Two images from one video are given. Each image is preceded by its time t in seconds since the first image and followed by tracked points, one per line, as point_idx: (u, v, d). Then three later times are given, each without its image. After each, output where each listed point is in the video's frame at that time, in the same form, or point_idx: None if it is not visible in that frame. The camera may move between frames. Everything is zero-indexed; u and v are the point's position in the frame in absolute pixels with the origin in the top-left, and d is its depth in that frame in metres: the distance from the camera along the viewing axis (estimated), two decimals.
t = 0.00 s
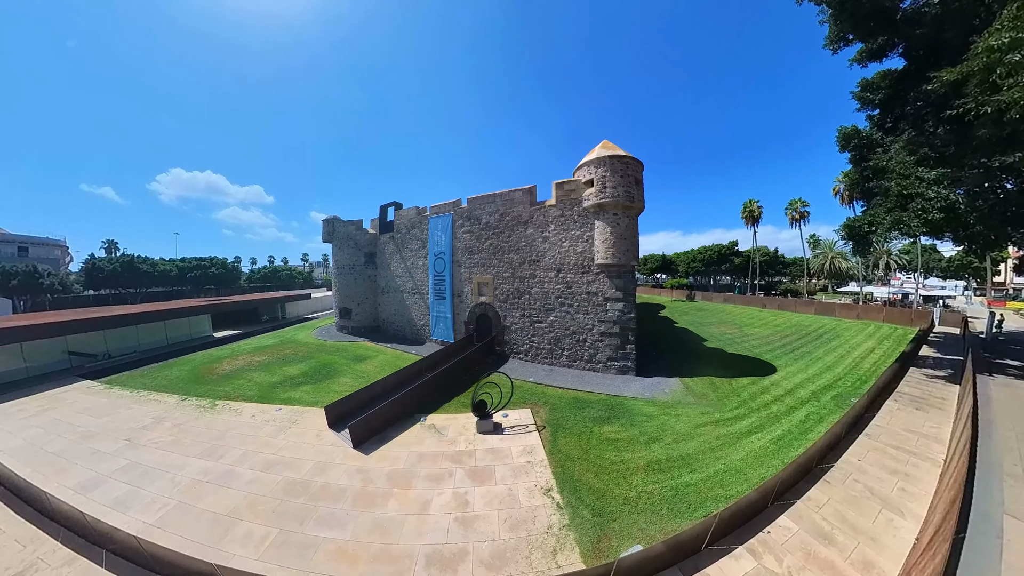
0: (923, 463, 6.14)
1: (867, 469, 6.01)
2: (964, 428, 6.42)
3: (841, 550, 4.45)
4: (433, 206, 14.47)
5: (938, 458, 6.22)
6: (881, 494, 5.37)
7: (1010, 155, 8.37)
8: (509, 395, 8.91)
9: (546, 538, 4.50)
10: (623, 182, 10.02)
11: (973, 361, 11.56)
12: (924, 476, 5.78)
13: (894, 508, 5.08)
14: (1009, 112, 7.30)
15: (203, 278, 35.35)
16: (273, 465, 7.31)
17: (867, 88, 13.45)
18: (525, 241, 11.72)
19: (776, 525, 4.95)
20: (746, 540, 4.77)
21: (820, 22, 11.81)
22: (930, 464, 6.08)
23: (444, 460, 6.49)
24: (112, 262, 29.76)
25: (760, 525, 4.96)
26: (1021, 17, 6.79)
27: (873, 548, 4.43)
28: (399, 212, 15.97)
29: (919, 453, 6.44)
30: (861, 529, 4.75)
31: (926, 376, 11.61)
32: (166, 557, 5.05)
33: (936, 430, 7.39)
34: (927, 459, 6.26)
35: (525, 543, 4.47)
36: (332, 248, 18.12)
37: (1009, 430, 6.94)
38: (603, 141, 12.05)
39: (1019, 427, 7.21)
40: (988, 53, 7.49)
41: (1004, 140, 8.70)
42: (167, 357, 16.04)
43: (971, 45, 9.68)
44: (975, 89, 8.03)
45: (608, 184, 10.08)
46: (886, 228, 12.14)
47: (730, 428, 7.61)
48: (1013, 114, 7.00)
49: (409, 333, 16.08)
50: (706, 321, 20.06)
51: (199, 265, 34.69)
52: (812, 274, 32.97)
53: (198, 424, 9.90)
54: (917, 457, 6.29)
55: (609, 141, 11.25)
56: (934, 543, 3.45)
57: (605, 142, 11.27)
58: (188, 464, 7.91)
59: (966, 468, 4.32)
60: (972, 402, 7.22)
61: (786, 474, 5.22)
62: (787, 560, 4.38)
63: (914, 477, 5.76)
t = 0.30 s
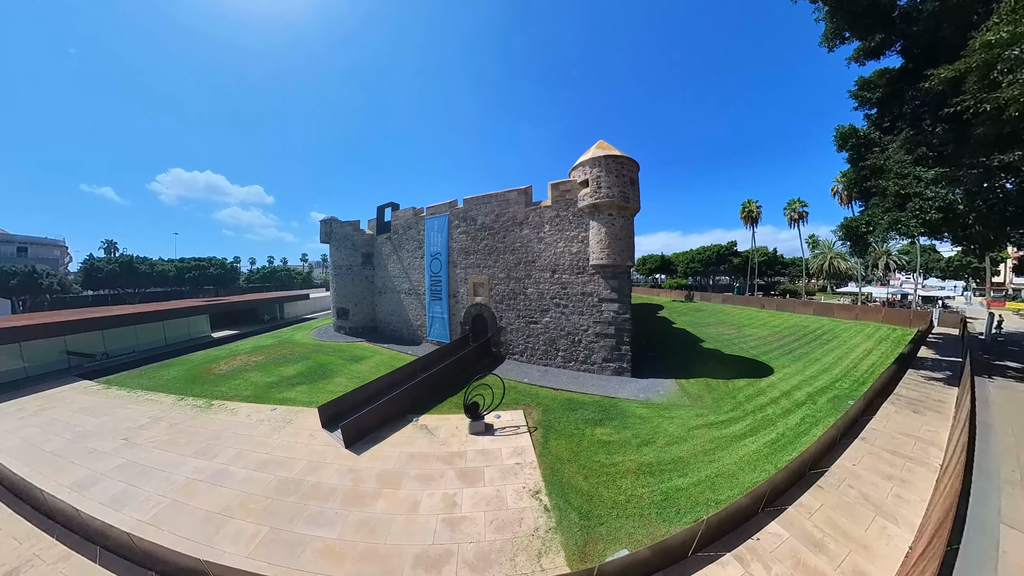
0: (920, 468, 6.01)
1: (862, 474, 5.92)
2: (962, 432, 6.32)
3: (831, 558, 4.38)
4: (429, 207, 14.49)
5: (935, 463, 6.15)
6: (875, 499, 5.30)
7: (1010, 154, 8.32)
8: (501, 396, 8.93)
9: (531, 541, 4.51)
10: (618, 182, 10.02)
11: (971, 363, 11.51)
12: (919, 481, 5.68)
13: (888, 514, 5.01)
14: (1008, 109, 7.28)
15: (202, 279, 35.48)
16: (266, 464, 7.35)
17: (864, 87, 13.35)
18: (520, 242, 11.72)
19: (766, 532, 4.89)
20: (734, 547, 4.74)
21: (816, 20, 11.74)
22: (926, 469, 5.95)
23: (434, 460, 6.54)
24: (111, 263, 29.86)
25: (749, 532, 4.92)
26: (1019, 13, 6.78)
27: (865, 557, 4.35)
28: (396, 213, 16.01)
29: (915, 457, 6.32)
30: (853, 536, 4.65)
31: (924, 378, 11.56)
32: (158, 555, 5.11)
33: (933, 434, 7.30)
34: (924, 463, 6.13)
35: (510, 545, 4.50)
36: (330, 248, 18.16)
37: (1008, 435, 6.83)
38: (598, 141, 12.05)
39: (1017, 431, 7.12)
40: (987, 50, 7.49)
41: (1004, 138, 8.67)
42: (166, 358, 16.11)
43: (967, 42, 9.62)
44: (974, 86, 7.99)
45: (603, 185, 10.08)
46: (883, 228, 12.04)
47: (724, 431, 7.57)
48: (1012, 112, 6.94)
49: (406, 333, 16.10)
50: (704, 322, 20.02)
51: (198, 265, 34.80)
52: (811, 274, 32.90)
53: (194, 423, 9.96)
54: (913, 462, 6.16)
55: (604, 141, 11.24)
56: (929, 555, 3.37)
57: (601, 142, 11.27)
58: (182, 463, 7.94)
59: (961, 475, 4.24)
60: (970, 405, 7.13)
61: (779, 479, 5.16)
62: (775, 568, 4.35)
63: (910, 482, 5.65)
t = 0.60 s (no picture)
0: (915, 472, 5.99)
1: (856, 477, 5.88)
2: (958, 435, 6.29)
3: (821, 564, 4.33)
4: (425, 207, 14.52)
5: (931, 466, 6.08)
6: (869, 504, 5.24)
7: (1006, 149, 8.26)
8: (494, 397, 8.95)
9: (516, 542, 4.54)
10: (613, 181, 10.02)
11: (968, 363, 11.47)
12: (914, 485, 5.65)
13: (882, 519, 4.94)
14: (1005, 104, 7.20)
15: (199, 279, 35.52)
16: (258, 462, 7.39)
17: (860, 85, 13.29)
18: (515, 242, 11.72)
19: (755, 536, 4.84)
20: (723, 552, 4.69)
21: (811, 17, 11.70)
22: (922, 472, 5.92)
23: (425, 460, 6.61)
24: (109, 263, 29.92)
25: (739, 536, 4.88)
26: (1014, 5, 6.71)
27: (856, 563, 4.30)
28: (393, 213, 16.02)
29: (911, 460, 6.29)
30: (844, 542, 4.59)
31: (921, 379, 11.53)
32: (151, 551, 5.18)
33: (930, 437, 7.27)
34: (919, 466, 6.12)
35: (494, 545, 4.55)
36: (327, 248, 18.19)
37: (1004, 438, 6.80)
38: (594, 142, 12.05)
39: (1013, 433, 7.10)
40: (982, 44, 7.40)
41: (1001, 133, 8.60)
42: (163, 358, 16.14)
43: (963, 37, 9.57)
44: (969, 81, 7.95)
45: (598, 184, 10.07)
46: (880, 227, 12.01)
47: (717, 432, 7.52)
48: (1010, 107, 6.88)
49: (402, 333, 16.12)
50: (701, 322, 19.98)
51: (196, 265, 34.85)
52: (809, 274, 32.88)
53: (189, 422, 9.99)
54: (908, 465, 6.13)
55: (599, 141, 11.23)
56: (918, 563, 3.33)
57: (595, 142, 11.27)
58: (176, 461, 7.97)
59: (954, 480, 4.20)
60: (966, 408, 7.11)
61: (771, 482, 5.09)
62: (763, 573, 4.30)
63: (904, 486, 5.62)
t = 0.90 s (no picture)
0: (909, 476, 5.98)
1: (849, 482, 5.86)
2: (953, 439, 6.24)
3: (810, 572, 4.27)
4: (421, 207, 14.52)
5: (926, 472, 6.02)
6: (861, 510, 5.19)
7: (1004, 146, 8.21)
8: (487, 398, 8.95)
9: (501, 544, 4.57)
10: (607, 181, 9.99)
11: (964, 365, 11.46)
12: (908, 491, 5.63)
13: (875, 526, 4.88)
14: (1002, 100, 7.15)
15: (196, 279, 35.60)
16: (250, 462, 7.42)
17: (856, 85, 13.22)
18: (510, 243, 11.69)
19: (743, 543, 4.79)
20: (710, 558, 4.63)
21: (805, 15, 11.65)
22: (917, 477, 5.91)
23: (415, 461, 6.67)
24: (106, 263, 29.94)
25: (727, 541, 4.82)
26: None
27: (846, 571, 4.25)
28: (389, 213, 16.02)
29: (906, 464, 6.29)
30: (836, 550, 4.53)
31: (917, 380, 11.51)
32: (142, 550, 5.22)
33: (925, 441, 7.25)
34: (913, 471, 6.11)
35: (479, 547, 4.59)
36: (323, 248, 18.19)
37: (1002, 442, 6.75)
38: (589, 142, 12.01)
39: (1010, 437, 7.05)
40: (977, 41, 7.41)
41: (999, 131, 8.55)
42: (159, 358, 16.13)
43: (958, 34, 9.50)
44: (965, 78, 7.86)
45: (592, 184, 10.04)
46: (876, 227, 11.94)
47: (710, 434, 7.45)
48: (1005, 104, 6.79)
49: (398, 333, 16.14)
50: (698, 322, 19.97)
51: (193, 265, 34.89)
52: (807, 274, 32.89)
53: (183, 422, 10.01)
54: (903, 470, 6.13)
55: (593, 142, 11.21)
56: None
57: (590, 143, 11.24)
58: (169, 460, 7.97)
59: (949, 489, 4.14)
60: (962, 411, 7.07)
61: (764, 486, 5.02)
62: None
63: (898, 492, 5.61)
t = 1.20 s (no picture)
0: (901, 479, 5.94)
1: (840, 485, 5.83)
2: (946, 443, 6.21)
3: None
4: (416, 208, 14.53)
5: (918, 474, 5.97)
6: (852, 514, 5.14)
7: (997, 144, 8.18)
8: (478, 398, 8.97)
9: (484, 544, 4.61)
10: (600, 181, 9.98)
11: (958, 365, 11.47)
12: (900, 494, 5.58)
13: (864, 531, 4.83)
14: (997, 95, 7.08)
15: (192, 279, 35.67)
16: (241, 460, 7.46)
17: (850, 84, 13.16)
18: (503, 243, 11.70)
19: (730, 546, 4.75)
20: (695, 561, 4.58)
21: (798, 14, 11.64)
22: (909, 480, 5.86)
23: (404, 460, 6.74)
24: (101, 263, 29.91)
25: (713, 545, 4.78)
26: None
27: None
28: (384, 213, 16.02)
29: (898, 467, 6.25)
30: (825, 555, 4.49)
31: (911, 380, 11.52)
32: (132, 547, 5.27)
33: (918, 442, 7.20)
34: (905, 473, 6.08)
35: (463, 546, 4.64)
36: (319, 249, 18.19)
37: (996, 446, 6.68)
38: (583, 142, 12.00)
39: (1004, 440, 7.00)
40: (970, 37, 7.27)
41: (992, 129, 8.52)
42: (155, 358, 16.13)
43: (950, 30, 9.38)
44: (958, 75, 7.79)
45: (585, 184, 10.03)
46: (869, 227, 11.94)
47: (702, 436, 7.41)
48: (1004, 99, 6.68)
49: (393, 334, 16.14)
50: (694, 322, 19.97)
51: (188, 265, 34.97)
52: (803, 274, 32.95)
53: (177, 421, 10.03)
54: (895, 472, 6.10)
55: (588, 142, 11.20)
56: None
57: (584, 143, 11.23)
58: (161, 459, 7.97)
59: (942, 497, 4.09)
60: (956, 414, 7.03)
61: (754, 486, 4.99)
62: None
63: (889, 495, 5.56)
